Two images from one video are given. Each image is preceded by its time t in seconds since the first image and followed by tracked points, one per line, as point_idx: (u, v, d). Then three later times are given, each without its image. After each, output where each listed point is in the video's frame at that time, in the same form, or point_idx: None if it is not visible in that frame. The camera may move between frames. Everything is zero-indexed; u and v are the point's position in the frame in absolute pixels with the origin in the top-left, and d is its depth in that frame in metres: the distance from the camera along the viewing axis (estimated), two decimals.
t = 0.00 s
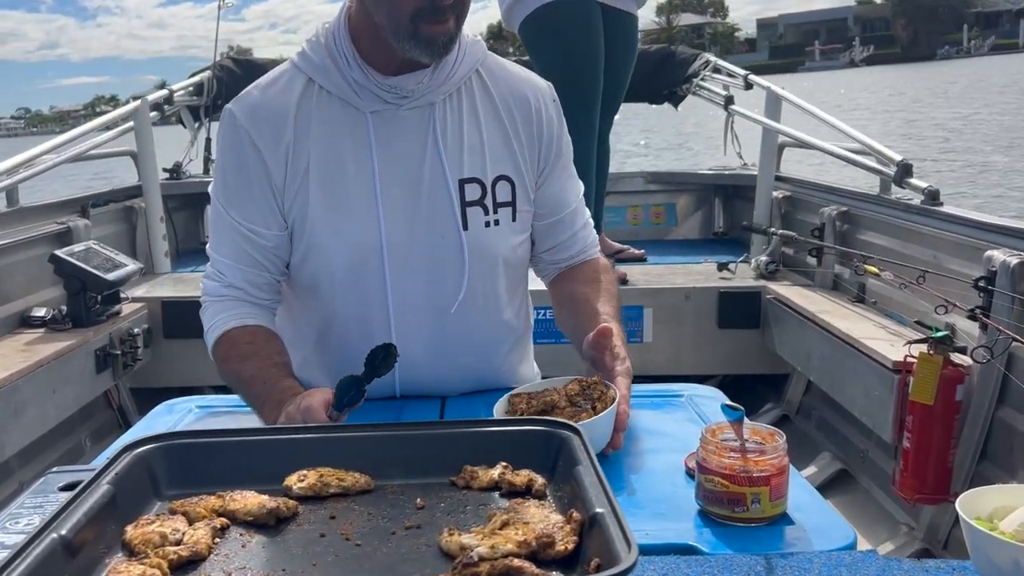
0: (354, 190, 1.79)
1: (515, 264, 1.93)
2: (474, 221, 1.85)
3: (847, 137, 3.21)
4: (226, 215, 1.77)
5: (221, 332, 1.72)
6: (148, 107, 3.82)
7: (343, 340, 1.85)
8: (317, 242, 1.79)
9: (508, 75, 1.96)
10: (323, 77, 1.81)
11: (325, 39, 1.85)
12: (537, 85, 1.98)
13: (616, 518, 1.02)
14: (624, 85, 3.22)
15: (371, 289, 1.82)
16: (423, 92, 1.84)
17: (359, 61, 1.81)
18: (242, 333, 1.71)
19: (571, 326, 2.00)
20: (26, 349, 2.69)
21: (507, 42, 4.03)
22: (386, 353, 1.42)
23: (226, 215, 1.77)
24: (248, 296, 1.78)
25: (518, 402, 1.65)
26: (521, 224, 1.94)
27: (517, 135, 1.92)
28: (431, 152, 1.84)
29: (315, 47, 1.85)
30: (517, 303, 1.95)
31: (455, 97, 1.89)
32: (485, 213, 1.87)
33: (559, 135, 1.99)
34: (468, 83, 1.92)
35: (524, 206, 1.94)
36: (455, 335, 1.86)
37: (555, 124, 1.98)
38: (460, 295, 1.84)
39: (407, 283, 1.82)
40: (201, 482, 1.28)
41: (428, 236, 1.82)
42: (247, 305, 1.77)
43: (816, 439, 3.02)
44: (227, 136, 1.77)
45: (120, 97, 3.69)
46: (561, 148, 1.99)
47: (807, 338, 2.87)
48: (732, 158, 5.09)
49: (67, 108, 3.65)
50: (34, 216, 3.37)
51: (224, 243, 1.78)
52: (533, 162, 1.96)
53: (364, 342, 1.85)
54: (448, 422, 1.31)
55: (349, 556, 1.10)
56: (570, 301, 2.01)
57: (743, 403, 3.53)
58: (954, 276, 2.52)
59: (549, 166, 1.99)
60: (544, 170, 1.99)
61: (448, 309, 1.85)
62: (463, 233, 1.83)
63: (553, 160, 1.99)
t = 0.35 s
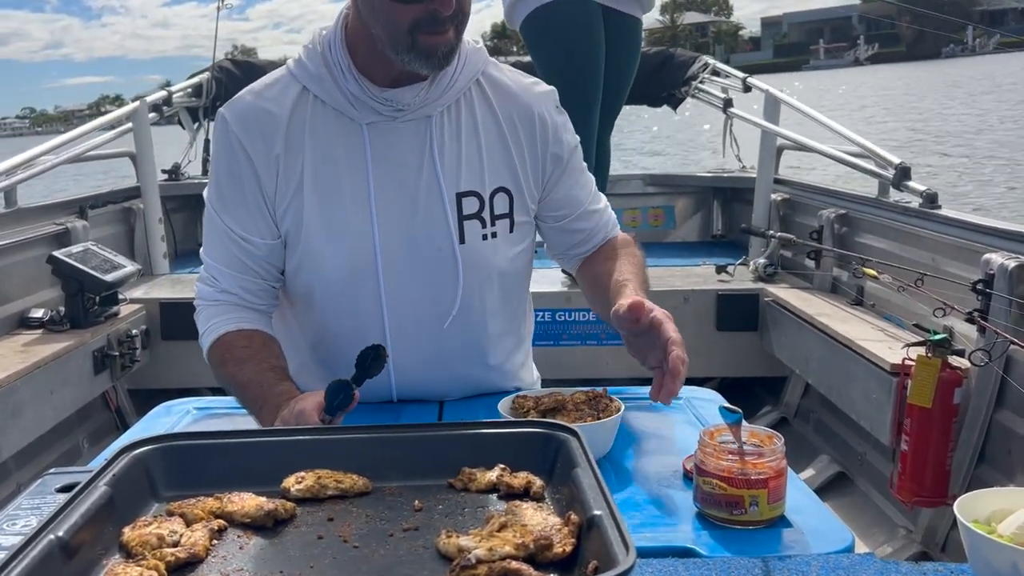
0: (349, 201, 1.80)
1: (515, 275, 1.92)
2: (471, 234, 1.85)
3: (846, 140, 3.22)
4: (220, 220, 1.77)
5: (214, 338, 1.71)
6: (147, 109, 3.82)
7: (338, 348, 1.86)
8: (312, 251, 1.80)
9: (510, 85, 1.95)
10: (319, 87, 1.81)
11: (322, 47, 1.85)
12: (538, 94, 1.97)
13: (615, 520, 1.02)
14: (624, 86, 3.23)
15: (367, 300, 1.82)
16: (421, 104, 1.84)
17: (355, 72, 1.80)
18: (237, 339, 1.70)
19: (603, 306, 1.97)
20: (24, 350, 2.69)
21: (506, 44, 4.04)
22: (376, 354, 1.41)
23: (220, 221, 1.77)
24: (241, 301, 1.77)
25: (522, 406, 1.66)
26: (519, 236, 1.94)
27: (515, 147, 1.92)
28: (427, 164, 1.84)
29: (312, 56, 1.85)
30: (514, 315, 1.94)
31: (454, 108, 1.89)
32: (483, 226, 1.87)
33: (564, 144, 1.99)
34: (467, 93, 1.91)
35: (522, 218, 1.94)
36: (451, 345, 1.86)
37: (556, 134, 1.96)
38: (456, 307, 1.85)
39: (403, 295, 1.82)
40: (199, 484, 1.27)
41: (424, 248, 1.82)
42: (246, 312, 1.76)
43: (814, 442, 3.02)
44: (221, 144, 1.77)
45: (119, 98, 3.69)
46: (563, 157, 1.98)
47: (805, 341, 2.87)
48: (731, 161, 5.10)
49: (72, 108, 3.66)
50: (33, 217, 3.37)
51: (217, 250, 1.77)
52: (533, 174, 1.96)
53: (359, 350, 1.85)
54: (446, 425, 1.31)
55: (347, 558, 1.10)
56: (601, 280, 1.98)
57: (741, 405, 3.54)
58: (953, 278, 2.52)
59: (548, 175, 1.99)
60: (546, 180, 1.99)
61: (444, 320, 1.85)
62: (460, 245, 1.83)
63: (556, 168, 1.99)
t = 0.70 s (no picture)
0: (354, 194, 1.80)
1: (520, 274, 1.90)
2: (474, 239, 1.83)
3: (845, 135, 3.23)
4: (227, 202, 1.78)
5: (209, 318, 1.72)
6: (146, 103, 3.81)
7: (338, 339, 1.88)
8: (315, 242, 1.80)
9: (530, 87, 1.91)
10: (334, 78, 1.83)
11: (343, 37, 1.87)
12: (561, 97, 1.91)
13: (614, 514, 1.02)
14: (623, 80, 3.23)
15: (367, 295, 1.83)
16: (433, 103, 1.83)
17: (370, 66, 1.81)
18: (238, 327, 1.69)
19: (718, 327, 1.57)
20: (23, 345, 2.69)
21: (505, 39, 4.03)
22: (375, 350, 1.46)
23: (225, 200, 1.78)
24: (241, 285, 1.76)
25: (520, 401, 1.66)
26: (528, 245, 1.89)
27: (531, 154, 1.87)
28: (434, 163, 1.83)
29: (332, 45, 1.87)
30: (511, 324, 1.92)
31: (467, 108, 1.87)
32: (487, 230, 1.85)
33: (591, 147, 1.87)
34: (483, 93, 1.89)
35: (535, 222, 1.89)
36: (447, 342, 1.87)
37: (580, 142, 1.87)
38: (454, 310, 1.85)
39: (401, 293, 1.83)
40: (198, 479, 1.27)
41: (425, 245, 1.82)
42: (246, 298, 1.75)
43: (813, 436, 3.03)
44: (234, 127, 1.79)
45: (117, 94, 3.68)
46: (592, 158, 1.87)
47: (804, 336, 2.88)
48: (731, 156, 5.10)
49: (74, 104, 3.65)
50: (32, 212, 3.37)
51: (222, 232, 1.78)
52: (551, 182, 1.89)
53: (357, 343, 1.86)
54: (445, 419, 1.31)
55: (346, 552, 1.11)
56: (714, 294, 1.58)
57: (740, 399, 3.55)
58: (952, 274, 2.52)
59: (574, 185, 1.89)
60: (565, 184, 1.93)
61: (443, 317, 1.85)
62: (462, 246, 1.82)
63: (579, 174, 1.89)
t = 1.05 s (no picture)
0: (361, 193, 1.80)
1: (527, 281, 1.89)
2: (479, 249, 1.83)
3: (845, 129, 3.22)
4: (235, 188, 1.78)
5: (209, 304, 1.72)
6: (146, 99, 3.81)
7: (338, 337, 1.88)
8: (320, 239, 1.81)
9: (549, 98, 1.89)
10: (350, 78, 1.84)
11: (363, 37, 1.88)
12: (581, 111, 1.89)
13: (614, 509, 1.02)
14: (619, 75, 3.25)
15: (370, 297, 1.83)
16: (444, 111, 1.82)
17: (385, 67, 1.82)
18: (240, 318, 1.69)
19: (757, 358, 1.48)
20: (23, 340, 2.69)
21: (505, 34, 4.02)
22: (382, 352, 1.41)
23: (234, 187, 1.78)
24: (242, 274, 1.76)
25: (520, 395, 1.66)
26: (534, 259, 1.87)
27: (542, 167, 1.86)
28: (442, 170, 1.83)
29: (352, 42, 1.88)
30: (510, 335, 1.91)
31: (480, 117, 1.86)
32: (494, 241, 1.84)
33: (606, 158, 1.83)
34: (499, 103, 1.88)
35: (542, 233, 1.88)
36: (446, 347, 1.87)
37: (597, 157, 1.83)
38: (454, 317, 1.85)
39: (403, 296, 1.83)
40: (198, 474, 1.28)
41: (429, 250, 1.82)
42: (247, 287, 1.74)
43: (813, 430, 3.03)
44: (248, 118, 1.80)
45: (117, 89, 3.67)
46: (608, 173, 1.82)
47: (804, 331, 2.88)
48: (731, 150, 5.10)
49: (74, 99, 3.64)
50: (32, 208, 3.37)
51: (228, 219, 1.78)
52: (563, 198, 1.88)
53: (357, 342, 1.87)
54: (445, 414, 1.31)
55: (347, 547, 1.11)
56: (755, 321, 1.49)
57: (740, 394, 3.55)
58: (951, 268, 2.52)
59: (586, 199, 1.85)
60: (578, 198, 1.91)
61: (442, 320, 1.85)
62: (466, 253, 1.82)
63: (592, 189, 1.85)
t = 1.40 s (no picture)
0: (367, 191, 1.80)
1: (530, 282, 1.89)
2: (484, 249, 1.83)
3: (846, 128, 3.22)
4: (242, 184, 1.78)
5: (213, 299, 1.72)
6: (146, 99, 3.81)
7: (341, 337, 1.88)
8: (325, 237, 1.81)
9: (557, 99, 1.90)
10: (358, 76, 1.85)
11: (372, 36, 1.88)
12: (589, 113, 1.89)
13: (615, 508, 1.02)
14: (618, 75, 3.27)
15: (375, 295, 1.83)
16: (450, 110, 1.83)
17: (393, 66, 1.83)
18: (245, 316, 1.69)
19: (765, 355, 1.48)
20: (24, 341, 2.69)
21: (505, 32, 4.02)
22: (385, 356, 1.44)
23: (241, 183, 1.78)
24: (245, 269, 1.76)
25: (521, 395, 1.66)
26: (538, 260, 1.87)
27: (547, 167, 1.85)
28: (448, 170, 1.83)
29: (361, 41, 1.89)
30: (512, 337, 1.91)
31: (486, 118, 1.86)
32: (498, 241, 1.84)
33: (613, 159, 1.83)
34: (506, 103, 1.88)
35: (547, 235, 1.87)
36: (449, 348, 1.87)
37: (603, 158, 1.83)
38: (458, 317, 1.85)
39: (407, 295, 1.83)
40: (199, 474, 1.28)
41: (433, 250, 1.82)
42: (251, 284, 1.74)
43: (814, 429, 3.03)
44: (256, 113, 1.81)
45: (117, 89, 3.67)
46: (615, 174, 1.82)
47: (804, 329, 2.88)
48: (732, 149, 5.09)
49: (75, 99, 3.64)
50: (33, 208, 3.37)
51: (234, 215, 1.78)
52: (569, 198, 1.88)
53: (360, 342, 1.87)
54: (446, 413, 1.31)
55: (349, 546, 1.11)
56: (763, 319, 1.50)
57: (741, 393, 3.55)
58: (952, 266, 2.52)
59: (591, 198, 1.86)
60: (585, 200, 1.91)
61: (444, 321, 1.85)
62: (471, 253, 1.82)
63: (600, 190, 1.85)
